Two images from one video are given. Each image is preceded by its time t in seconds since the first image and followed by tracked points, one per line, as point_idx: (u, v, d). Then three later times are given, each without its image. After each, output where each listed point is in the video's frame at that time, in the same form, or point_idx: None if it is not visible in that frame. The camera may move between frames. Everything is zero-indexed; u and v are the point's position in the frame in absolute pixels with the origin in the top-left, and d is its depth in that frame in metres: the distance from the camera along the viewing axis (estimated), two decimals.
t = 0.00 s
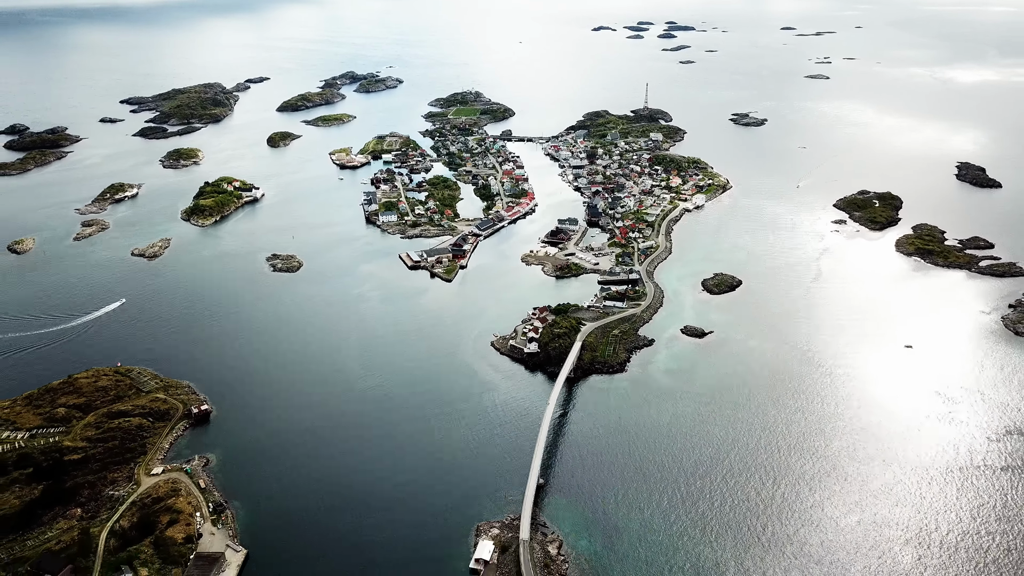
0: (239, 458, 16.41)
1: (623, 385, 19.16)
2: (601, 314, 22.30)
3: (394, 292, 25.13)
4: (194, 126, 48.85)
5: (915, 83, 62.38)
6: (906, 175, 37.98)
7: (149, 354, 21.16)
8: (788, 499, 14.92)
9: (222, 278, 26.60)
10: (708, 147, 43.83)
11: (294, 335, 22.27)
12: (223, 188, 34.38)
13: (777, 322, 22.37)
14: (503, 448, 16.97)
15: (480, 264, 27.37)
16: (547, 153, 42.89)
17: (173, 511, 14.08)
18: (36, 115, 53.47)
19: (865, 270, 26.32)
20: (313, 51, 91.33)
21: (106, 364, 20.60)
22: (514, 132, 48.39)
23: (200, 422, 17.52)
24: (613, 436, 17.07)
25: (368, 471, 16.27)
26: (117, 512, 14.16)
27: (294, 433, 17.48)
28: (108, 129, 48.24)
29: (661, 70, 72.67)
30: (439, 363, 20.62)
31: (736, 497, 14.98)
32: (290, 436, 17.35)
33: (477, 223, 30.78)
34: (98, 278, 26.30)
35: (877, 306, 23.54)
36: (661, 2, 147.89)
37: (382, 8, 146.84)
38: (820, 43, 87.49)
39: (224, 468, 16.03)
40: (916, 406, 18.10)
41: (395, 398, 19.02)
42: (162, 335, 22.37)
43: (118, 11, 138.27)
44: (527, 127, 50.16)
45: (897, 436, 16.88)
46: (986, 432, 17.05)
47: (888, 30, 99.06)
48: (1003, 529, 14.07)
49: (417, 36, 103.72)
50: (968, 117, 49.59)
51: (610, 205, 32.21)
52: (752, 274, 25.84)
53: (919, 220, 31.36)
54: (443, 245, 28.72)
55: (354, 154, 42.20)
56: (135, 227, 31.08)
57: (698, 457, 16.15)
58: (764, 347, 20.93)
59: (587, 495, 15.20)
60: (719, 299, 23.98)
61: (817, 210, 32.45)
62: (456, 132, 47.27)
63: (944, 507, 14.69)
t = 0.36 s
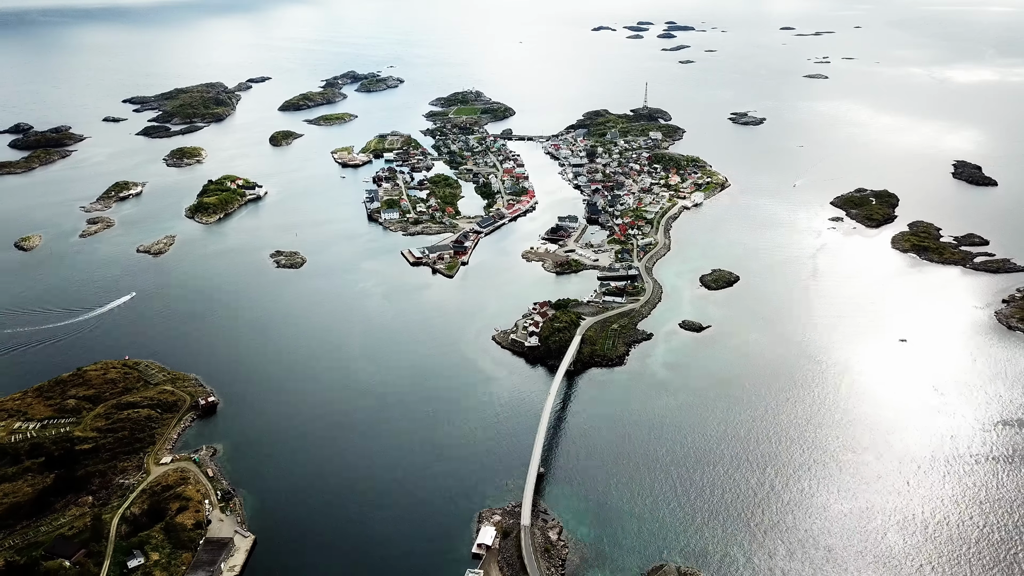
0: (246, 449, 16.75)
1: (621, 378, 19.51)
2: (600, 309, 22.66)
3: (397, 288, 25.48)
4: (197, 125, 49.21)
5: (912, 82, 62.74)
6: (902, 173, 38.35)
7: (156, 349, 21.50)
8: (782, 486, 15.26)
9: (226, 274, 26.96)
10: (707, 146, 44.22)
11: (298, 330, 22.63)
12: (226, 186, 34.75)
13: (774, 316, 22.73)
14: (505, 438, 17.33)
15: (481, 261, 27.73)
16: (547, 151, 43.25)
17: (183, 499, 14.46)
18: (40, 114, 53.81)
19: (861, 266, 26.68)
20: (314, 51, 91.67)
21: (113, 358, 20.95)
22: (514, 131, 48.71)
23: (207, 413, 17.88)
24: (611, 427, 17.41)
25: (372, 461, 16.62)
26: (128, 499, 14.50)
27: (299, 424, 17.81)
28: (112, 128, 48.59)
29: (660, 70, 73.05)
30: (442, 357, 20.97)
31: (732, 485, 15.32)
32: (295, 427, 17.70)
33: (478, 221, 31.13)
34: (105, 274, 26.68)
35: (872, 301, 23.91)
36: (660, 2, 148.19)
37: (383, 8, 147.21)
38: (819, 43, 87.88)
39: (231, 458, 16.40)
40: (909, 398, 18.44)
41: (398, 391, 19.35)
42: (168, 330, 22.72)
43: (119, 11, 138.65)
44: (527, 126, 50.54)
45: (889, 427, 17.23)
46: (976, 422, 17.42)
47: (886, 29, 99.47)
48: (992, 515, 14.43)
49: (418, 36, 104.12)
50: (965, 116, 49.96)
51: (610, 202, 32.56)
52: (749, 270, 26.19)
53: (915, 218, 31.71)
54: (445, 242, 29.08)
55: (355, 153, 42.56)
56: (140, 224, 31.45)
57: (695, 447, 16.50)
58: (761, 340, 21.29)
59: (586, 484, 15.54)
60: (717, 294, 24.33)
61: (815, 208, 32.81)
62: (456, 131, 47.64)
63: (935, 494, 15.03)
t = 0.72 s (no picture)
0: (253, 440, 17.10)
1: (621, 371, 19.85)
2: (600, 305, 22.99)
3: (400, 284, 25.81)
4: (200, 124, 49.56)
5: (910, 82, 63.13)
6: (899, 172, 38.71)
7: (162, 343, 21.82)
8: (779, 475, 15.62)
9: (231, 271, 27.28)
10: (706, 145, 44.58)
11: (302, 325, 22.95)
12: (230, 184, 35.10)
13: (770, 312, 23.08)
14: (506, 430, 17.64)
15: (482, 258, 28.07)
16: (547, 150, 43.60)
17: (191, 487, 14.79)
18: (44, 114, 54.17)
19: (857, 263, 27.02)
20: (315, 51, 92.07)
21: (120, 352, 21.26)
22: (514, 130, 49.11)
23: (214, 405, 18.23)
24: (611, 418, 17.76)
25: (376, 452, 16.96)
26: (137, 487, 14.83)
27: (304, 416, 18.14)
28: (115, 128, 48.93)
29: (660, 70, 73.47)
30: (444, 351, 21.30)
31: (730, 475, 15.64)
32: (301, 419, 18.03)
33: (479, 219, 31.46)
34: (111, 271, 27.01)
35: (868, 297, 24.26)
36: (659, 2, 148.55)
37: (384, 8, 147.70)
38: (818, 43, 88.28)
39: (238, 448, 16.74)
40: (903, 391, 18.79)
41: (401, 384, 19.69)
42: (175, 325, 23.10)
43: (120, 11, 139.19)
44: (528, 126, 50.89)
45: (883, 418, 17.58)
46: (968, 414, 17.77)
47: (885, 30, 99.92)
48: (982, 503, 14.77)
49: (419, 36, 104.55)
50: (962, 116, 50.33)
51: (609, 200, 32.89)
52: (747, 267, 26.53)
53: (911, 216, 32.04)
54: (446, 240, 29.42)
55: (357, 151, 42.90)
56: (145, 222, 31.78)
57: (693, 438, 16.85)
58: (758, 335, 21.65)
59: (586, 473, 15.88)
60: (714, 290, 24.68)
61: (812, 206, 33.15)
62: (457, 130, 48.00)
63: (927, 483, 15.39)
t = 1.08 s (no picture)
0: (258, 431, 17.45)
1: (619, 365, 20.19)
2: (600, 300, 23.34)
3: (402, 280, 26.15)
4: (203, 123, 49.90)
5: (908, 82, 63.48)
6: (896, 171, 39.08)
7: (168, 338, 22.15)
8: (774, 465, 15.93)
9: (235, 267, 27.62)
10: (705, 144, 44.93)
11: (306, 320, 23.29)
12: (233, 182, 35.43)
13: (766, 307, 23.43)
14: (507, 421, 17.99)
15: (483, 254, 28.42)
16: (547, 149, 43.94)
17: (199, 475, 15.14)
18: (47, 113, 54.48)
19: (853, 260, 27.35)
20: (316, 50, 92.42)
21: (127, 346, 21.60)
22: (515, 129, 49.47)
23: (220, 397, 18.59)
24: (609, 410, 18.07)
25: (380, 442, 17.32)
26: (146, 476, 15.18)
27: (309, 409, 18.46)
28: (118, 127, 49.24)
29: (659, 70, 73.89)
30: (446, 345, 21.64)
31: (727, 464, 15.95)
32: (305, 412, 18.38)
33: (480, 216, 31.81)
34: (117, 267, 27.34)
35: (864, 293, 24.59)
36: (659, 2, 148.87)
37: (384, 8, 148.02)
38: (817, 43, 88.59)
39: (244, 438, 17.10)
40: (896, 385, 19.09)
41: (403, 377, 20.01)
42: (180, 320, 23.45)
43: (121, 11, 139.57)
44: (528, 125, 51.23)
45: (877, 411, 17.88)
46: (960, 407, 18.08)
47: (884, 30, 100.31)
48: (972, 492, 15.09)
49: (419, 36, 104.93)
50: (959, 115, 50.72)
51: (609, 198, 33.24)
52: (744, 263, 26.89)
53: (908, 214, 32.39)
54: (448, 236, 29.77)
55: (359, 150, 43.24)
56: (149, 219, 32.12)
57: (689, 429, 17.17)
58: (755, 330, 21.98)
59: (585, 463, 16.21)
60: (712, 286, 25.01)
61: (810, 204, 33.50)
62: (458, 129, 48.34)
63: (920, 473, 15.69)
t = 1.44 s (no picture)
0: (263, 422, 17.79)
1: (618, 358, 20.52)
2: (599, 295, 23.67)
3: (404, 276, 26.49)
4: (205, 122, 50.22)
5: (906, 81, 63.82)
6: (893, 170, 39.41)
7: (174, 333, 22.49)
8: (770, 454, 16.28)
9: (239, 264, 27.95)
10: (704, 143, 45.26)
11: (310, 315, 23.62)
12: (236, 180, 35.76)
13: (763, 302, 23.74)
14: (508, 412, 18.33)
15: (484, 251, 28.76)
16: (547, 148, 44.27)
17: (207, 465, 15.47)
18: (50, 112, 54.81)
19: (850, 256, 27.69)
20: (317, 50, 92.74)
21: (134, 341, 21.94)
22: (515, 128, 49.79)
23: (226, 390, 18.93)
24: (608, 402, 18.41)
25: (384, 432, 17.65)
26: (155, 465, 15.53)
27: (313, 401, 18.79)
28: (121, 126, 49.56)
29: (659, 69, 74.23)
30: (448, 339, 21.98)
31: (724, 454, 16.28)
32: (309, 403, 18.70)
33: (481, 213, 32.14)
34: (122, 264, 27.68)
35: (860, 288, 24.91)
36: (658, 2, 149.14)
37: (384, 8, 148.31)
38: (816, 43, 88.92)
39: (250, 429, 17.46)
40: (891, 378, 19.39)
41: (405, 371, 20.34)
42: (186, 315, 23.79)
43: (122, 11, 139.90)
44: (528, 124, 51.57)
45: (871, 403, 18.20)
46: (953, 399, 18.41)
47: (883, 29, 100.65)
48: (963, 480, 15.45)
49: (419, 36, 105.27)
50: (957, 114, 51.05)
51: (608, 196, 33.58)
52: (742, 260, 27.23)
53: (904, 211, 32.71)
54: (449, 233, 30.10)
55: (360, 149, 43.57)
56: (154, 217, 32.45)
57: (687, 421, 17.49)
58: (751, 324, 22.31)
59: (584, 453, 16.55)
60: (710, 282, 25.34)
61: (807, 202, 33.84)
62: (459, 128, 48.67)
63: (913, 463, 16.01)
